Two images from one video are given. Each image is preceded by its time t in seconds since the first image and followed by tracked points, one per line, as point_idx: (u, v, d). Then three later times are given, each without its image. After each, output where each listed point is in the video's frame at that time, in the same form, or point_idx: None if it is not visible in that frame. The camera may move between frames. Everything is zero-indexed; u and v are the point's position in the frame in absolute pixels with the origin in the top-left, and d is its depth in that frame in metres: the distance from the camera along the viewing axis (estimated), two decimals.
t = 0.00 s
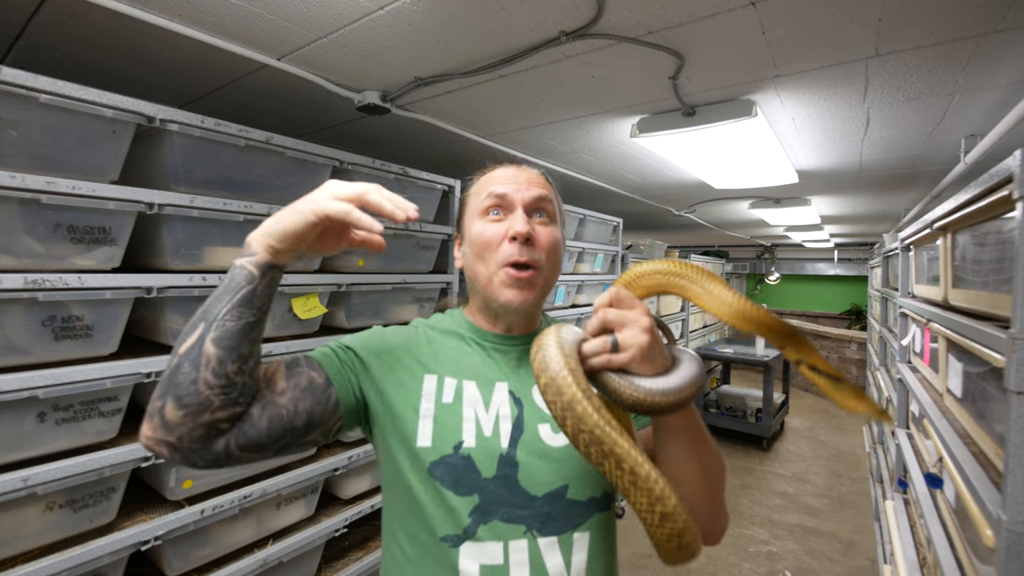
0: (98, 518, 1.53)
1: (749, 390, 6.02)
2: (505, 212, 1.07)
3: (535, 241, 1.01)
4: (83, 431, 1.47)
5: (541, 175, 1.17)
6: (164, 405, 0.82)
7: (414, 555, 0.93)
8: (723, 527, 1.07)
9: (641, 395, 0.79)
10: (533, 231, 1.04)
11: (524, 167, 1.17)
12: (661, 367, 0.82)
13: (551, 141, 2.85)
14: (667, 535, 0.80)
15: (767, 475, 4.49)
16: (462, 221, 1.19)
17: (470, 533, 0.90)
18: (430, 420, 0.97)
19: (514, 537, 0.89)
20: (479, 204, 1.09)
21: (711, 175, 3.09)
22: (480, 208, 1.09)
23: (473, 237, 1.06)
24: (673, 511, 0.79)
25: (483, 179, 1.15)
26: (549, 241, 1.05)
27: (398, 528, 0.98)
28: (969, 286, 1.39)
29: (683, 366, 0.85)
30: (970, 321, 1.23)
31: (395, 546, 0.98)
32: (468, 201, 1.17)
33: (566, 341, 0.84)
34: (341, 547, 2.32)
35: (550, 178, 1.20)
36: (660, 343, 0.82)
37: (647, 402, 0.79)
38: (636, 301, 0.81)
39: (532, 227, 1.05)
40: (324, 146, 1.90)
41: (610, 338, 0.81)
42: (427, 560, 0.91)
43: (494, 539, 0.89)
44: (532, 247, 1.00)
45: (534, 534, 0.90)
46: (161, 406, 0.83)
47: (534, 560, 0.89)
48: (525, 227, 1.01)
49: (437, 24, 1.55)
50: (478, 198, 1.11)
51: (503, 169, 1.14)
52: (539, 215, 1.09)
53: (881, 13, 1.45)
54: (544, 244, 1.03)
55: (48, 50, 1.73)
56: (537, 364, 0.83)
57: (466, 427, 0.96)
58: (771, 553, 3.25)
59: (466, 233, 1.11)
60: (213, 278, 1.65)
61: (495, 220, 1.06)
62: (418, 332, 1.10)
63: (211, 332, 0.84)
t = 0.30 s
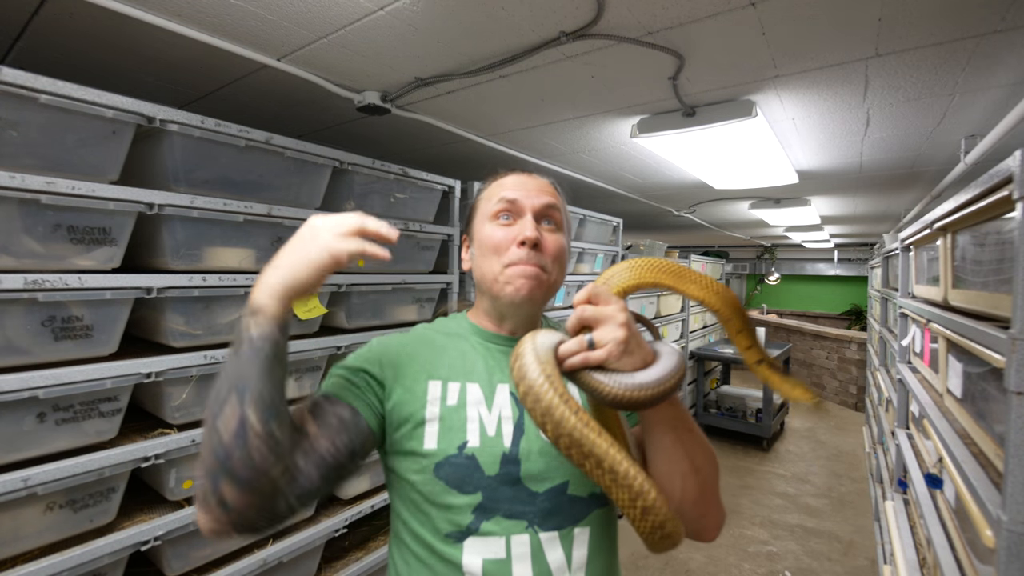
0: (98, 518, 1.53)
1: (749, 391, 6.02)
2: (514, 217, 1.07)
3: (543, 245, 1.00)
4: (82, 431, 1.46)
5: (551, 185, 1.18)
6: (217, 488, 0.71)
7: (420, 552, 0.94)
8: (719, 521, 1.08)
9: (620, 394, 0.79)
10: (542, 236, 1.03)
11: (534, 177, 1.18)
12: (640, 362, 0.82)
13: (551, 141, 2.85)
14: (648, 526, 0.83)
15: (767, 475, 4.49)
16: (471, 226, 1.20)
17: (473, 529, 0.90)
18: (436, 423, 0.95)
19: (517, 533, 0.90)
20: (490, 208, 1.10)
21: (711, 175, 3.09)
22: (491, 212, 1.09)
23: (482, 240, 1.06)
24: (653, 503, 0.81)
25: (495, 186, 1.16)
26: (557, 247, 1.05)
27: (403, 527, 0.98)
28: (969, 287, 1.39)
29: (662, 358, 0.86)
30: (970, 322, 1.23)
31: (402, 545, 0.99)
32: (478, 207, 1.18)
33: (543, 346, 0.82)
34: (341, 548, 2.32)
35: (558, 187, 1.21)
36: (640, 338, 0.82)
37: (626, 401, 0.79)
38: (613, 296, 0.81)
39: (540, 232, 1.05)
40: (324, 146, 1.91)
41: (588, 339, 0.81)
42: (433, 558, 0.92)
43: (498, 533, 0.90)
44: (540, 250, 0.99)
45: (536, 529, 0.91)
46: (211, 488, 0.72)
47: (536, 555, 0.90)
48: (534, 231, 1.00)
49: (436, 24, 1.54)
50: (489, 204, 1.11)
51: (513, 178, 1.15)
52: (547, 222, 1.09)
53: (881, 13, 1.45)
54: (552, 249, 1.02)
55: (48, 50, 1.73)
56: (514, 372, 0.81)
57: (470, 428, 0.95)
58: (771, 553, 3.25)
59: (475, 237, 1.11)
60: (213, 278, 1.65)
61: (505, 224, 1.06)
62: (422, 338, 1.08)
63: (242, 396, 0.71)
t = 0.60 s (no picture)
0: (98, 518, 1.53)
1: (749, 390, 6.02)
2: (506, 216, 1.11)
3: (536, 239, 1.04)
4: (82, 431, 1.46)
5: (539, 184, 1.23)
6: (298, 543, 0.79)
7: (429, 549, 0.97)
8: (712, 513, 1.11)
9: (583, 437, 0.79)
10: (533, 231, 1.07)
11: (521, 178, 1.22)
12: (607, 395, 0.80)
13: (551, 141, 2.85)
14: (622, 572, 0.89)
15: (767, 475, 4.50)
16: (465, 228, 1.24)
17: (482, 523, 0.94)
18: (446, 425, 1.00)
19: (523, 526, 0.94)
20: (481, 210, 1.14)
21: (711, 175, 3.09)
22: (483, 213, 1.13)
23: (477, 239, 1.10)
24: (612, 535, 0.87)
25: (485, 189, 1.20)
26: (550, 241, 1.08)
27: (410, 527, 1.01)
28: (969, 287, 1.39)
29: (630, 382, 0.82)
30: (970, 322, 1.23)
31: (411, 548, 1.01)
32: (469, 210, 1.22)
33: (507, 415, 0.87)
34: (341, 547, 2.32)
35: (545, 187, 1.26)
36: (602, 371, 0.80)
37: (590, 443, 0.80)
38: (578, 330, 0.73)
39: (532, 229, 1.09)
40: (324, 146, 1.91)
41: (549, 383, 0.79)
42: (444, 556, 0.96)
43: (505, 527, 0.93)
44: (532, 244, 1.03)
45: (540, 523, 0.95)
46: (287, 538, 0.79)
47: (543, 547, 0.94)
48: (526, 228, 1.05)
49: (436, 24, 1.55)
50: (481, 206, 1.16)
51: (502, 182, 1.19)
52: (537, 219, 1.13)
53: (882, 13, 1.45)
54: (545, 242, 1.06)
55: (48, 50, 1.73)
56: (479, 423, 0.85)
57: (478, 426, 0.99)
58: (771, 553, 3.25)
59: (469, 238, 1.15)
60: (213, 278, 1.65)
61: (498, 223, 1.10)
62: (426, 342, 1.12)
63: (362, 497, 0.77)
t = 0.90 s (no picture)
0: (98, 518, 1.53)
1: (749, 390, 6.02)
2: (505, 222, 1.13)
3: (536, 250, 1.07)
4: (82, 431, 1.46)
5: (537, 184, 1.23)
6: (343, 529, 0.76)
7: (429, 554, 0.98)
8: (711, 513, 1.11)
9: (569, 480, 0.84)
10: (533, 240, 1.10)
11: (520, 178, 1.22)
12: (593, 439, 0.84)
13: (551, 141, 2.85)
14: None
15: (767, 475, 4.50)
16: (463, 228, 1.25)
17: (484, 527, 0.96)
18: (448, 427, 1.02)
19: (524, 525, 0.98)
20: (480, 213, 1.15)
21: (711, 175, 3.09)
22: (483, 219, 1.15)
23: (477, 245, 1.12)
24: None
25: (484, 189, 1.20)
26: (548, 249, 1.11)
27: (410, 532, 1.02)
28: (969, 287, 1.39)
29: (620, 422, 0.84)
30: (970, 321, 1.24)
31: (411, 553, 1.03)
32: (467, 209, 1.23)
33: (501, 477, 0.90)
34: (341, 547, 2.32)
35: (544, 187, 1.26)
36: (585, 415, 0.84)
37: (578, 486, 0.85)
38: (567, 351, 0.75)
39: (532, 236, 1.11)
40: (324, 146, 1.90)
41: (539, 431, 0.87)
42: (446, 561, 0.97)
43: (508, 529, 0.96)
44: (532, 255, 1.07)
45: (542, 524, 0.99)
46: (334, 524, 0.76)
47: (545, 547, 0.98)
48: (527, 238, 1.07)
49: (437, 24, 1.55)
50: (481, 208, 1.17)
51: (502, 182, 1.19)
52: (537, 224, 1.16)
53: (882, 13, 1.45)
54: (544, 253, 1.09)
55: (47, 50, 1.73)
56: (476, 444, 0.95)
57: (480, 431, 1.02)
58: (771, 553, 3.25)
59: (468, 241, 1.17)
60: (213, 278, 1.65)
61: (498, 229, 1.12)
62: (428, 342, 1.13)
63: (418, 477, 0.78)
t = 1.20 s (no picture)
0: (98, 518, 1.53)
1: (749, 390, 6.02)
2: (493, 219, 1.12)
3: (523, 246, 1.06)
4: (83, 431, 1.46)
5: (529, 179, 1.21)
6: (332, 535, 0.76)
7: (420, 560, 0.99)
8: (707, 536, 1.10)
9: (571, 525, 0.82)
10: (521, 235, 1.09)
11: (511, 172, 1.20)
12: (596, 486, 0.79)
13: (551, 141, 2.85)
14: None
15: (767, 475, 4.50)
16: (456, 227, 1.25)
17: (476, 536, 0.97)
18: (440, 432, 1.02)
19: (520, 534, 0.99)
20: (468, 212, 1.15)
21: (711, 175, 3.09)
22: (470, 218, 1.14)
23: (466, 245, 1.12)
24: None
25: (473, 187, 1.19)
26: (538, 244, 1.10)
27: (401, 536, 1.03)
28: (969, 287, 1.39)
29: (621, 456, 0.80)
30: (970, 321, 1.23)
31: (403, 559, 1.03)
32: (458, 207, 1.22)
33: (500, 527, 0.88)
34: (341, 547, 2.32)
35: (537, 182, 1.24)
36: (588, 466, 0.77)
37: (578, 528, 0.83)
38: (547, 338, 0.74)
39: (521, 232, 1.10)
40: (324, 146, 1.90)
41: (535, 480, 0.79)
42: (435, 568, 0.98)
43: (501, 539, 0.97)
44: (519, 251, 1.06)
45: (538, 534, 1.00)
46: (322, 530, 0.76)
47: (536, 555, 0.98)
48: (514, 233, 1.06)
49: (437, 24, 1.55)
50: (469, 206, 1.16)
51: (491, 178, 1.17)
52: (526, 219, 1.14)
53: (882, 12, 1.45)
54: (532, 248, 1.08)
55: (48, 50, 1.73)
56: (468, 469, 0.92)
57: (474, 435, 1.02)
58: (771, 553, 3.25)
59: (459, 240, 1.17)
60: (213, 278, 1.65)
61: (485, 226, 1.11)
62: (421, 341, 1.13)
63: (410, 479, 0.78)
